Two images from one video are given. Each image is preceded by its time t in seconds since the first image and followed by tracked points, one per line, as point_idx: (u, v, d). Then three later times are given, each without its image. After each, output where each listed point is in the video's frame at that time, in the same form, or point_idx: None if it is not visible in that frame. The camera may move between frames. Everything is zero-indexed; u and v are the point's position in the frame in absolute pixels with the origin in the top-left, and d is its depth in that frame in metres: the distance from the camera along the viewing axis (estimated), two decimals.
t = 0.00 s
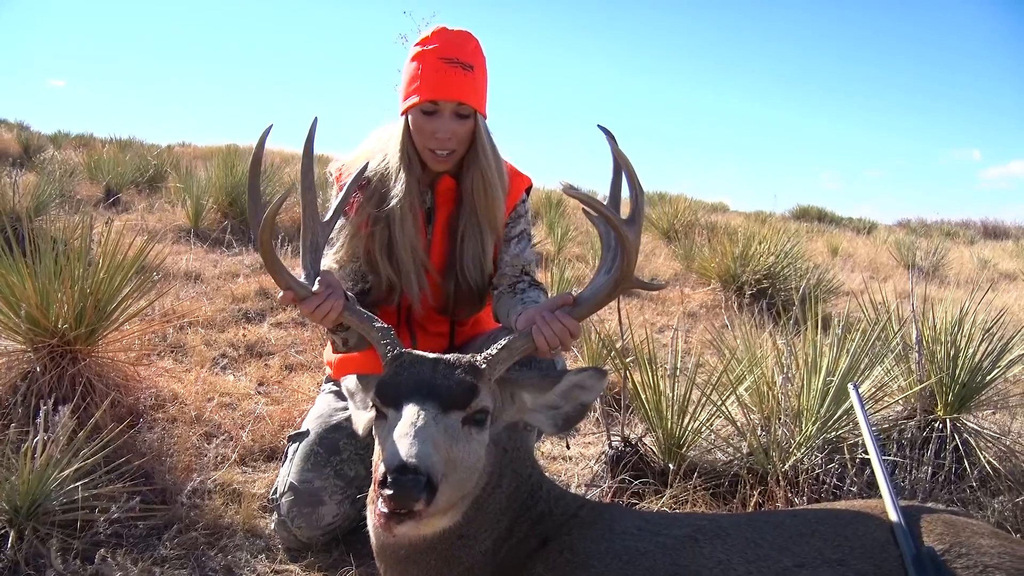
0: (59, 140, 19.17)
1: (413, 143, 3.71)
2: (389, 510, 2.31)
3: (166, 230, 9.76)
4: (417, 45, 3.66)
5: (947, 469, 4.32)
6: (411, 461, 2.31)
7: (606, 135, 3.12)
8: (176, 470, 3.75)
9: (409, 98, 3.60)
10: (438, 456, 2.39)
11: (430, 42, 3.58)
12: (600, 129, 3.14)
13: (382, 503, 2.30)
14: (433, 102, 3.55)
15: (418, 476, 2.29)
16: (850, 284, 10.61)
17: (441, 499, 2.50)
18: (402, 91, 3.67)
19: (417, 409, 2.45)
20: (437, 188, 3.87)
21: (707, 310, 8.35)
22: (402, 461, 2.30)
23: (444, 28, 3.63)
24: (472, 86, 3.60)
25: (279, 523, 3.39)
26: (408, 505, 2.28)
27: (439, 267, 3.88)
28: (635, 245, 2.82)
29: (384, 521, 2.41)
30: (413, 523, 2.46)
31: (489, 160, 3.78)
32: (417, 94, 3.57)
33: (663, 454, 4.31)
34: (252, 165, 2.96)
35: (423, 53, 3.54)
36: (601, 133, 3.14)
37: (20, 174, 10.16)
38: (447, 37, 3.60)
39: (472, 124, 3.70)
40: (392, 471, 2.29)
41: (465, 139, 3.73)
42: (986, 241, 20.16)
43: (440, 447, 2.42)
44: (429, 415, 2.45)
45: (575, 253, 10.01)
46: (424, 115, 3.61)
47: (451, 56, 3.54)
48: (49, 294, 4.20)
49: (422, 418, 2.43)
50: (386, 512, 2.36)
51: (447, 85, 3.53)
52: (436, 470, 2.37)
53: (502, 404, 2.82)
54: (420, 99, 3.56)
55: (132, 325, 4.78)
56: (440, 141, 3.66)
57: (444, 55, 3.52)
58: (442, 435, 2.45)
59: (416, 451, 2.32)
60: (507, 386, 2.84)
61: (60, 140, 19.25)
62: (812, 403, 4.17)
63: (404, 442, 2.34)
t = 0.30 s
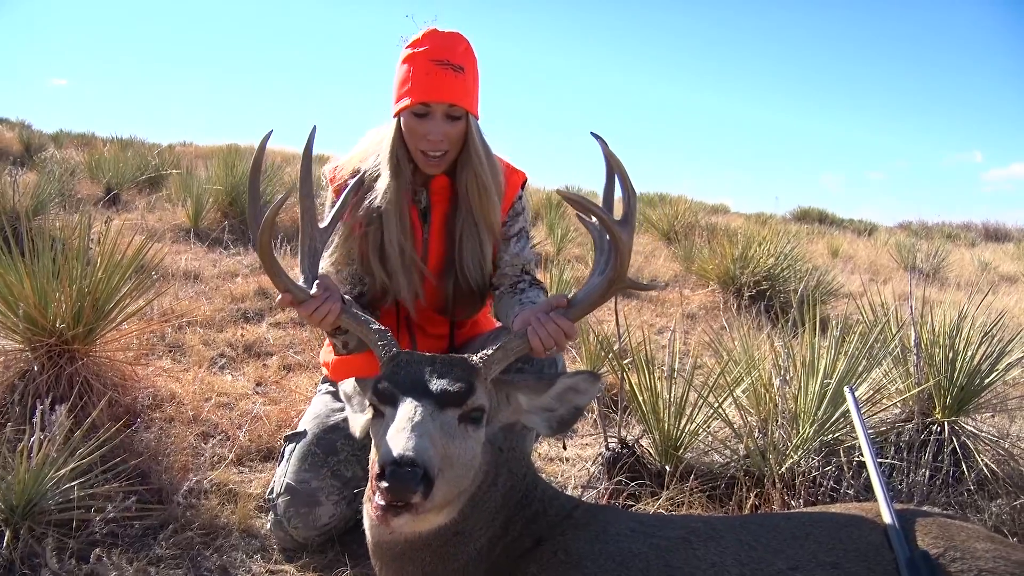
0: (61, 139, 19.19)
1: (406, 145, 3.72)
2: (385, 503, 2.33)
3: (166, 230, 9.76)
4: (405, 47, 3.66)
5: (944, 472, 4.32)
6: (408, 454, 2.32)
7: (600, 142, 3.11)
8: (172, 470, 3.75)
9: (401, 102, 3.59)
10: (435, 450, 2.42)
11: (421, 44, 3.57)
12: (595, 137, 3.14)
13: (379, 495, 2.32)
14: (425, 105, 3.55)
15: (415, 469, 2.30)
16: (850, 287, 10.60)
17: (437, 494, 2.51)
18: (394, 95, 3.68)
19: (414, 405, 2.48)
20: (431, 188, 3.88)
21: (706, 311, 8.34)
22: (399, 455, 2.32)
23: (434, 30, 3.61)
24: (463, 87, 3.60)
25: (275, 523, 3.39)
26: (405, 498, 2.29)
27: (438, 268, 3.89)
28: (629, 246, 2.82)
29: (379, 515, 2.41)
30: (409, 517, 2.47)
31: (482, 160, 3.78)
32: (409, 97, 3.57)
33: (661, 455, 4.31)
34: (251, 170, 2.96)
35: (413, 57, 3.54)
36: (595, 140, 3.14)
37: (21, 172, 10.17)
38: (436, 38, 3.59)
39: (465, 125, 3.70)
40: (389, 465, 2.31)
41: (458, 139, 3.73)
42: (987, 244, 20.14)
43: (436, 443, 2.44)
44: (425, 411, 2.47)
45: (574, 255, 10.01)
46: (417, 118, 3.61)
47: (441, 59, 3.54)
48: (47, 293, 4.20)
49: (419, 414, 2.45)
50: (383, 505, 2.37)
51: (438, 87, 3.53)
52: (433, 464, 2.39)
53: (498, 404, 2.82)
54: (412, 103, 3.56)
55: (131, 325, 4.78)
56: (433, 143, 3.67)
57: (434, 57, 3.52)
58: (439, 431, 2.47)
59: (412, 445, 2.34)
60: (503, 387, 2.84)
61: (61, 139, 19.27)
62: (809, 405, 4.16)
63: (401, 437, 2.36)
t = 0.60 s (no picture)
0: (61, 142, 19.20)
1: (408, 151, 3.70)
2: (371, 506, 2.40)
3: (166, 233, 9.74)
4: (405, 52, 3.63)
5: (946, 471, 4.30)
6: (391, 458, 2.38)
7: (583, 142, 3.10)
8: (172, 473, 3.74)
9: (404, 109, 3.58)
10: (420, 453, 2.46)
11: (420, 51, 3.56)
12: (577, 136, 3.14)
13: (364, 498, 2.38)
14: (429, 111, 3.54)
15: (398, 472, 2.36)
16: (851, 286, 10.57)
17: (427, 497, 2.53)
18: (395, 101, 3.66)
19: (400, 409, 2.52)
20: (430, 193, 3.87)
21: (707, 311, 8.32)
22: (382, 459, 2.38)
23: (431, 36, 3.60)
24: (466, 91, 3.60)
25: (275, 525, 3.39)
26: (389, 501, 2.36)
27: (438, 272, 3.88)
28: (611, 243, 2.83)
29: (366, 517, 2.44)
30: (399, 520, 2.50)
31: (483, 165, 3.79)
32: (411, 104, 3.56)
33: (662, 456, 4.30)
34: (242, 184, 3.05)
35: (414, 63, 3.53)
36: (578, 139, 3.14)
37: (20, 176, 10.15)
38: (436, 43, 3.58)
39: (467, 130, 3.69)
40: (373, 469, 2.37)
41: (460, 145, 3.72)
42: (988, 243, 20.10)
43: (423, 445, 2.48)
44: (412, 415, 2.51)
45: (575, 255, 9.99)
46: (420, 124, 3.59)
47: (443, 64, 3.53)
48: (46, 297, 4.19)
49: (404, 418, 2.49)
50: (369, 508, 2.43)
51: (440, 93, 3.53)
52: (418, 467, 2.44)
53: (491, 406, 2.83)
54: (415, 110, 3.55)
55: (131, 328, 4.78)
56: (436, 149, 3.65)
57: (436, 63, 3.51)
58: (426, 433, 2.50)
59: (396, 449, 2.40)
60: (496, 389, 2.85)
61: (61, 142, 19.26)
62: (809, 405, 4.15)
63: (386, 441, 2.42)
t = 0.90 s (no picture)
0: (59, 142, 19.18)
1: (404, 153, 3.69)
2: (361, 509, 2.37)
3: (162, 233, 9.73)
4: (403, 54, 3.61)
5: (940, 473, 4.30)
6: (380, 460, 2.37)
7: (583, 144, 3.10)
8: (166, 475, 3.74)
9: (400, 111, 3.57)
10: (410, 456, 2.45)
11: (418, 53, 3.54)
12: (576, 138, 3.13)
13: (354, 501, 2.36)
14: (426, 114, 3.53)
15: (387, 474, 2.35)
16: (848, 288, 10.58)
17: (417, 500, 2.53)
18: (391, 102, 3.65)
19: (392, 411, 2.52)
20: (426, 195, 3.86)
21: (704, 313, 8.32)
22: (371, 461, 2.37)
23: (430, 38, 3.58)
24: (463, 96, 3.59)
25: (269, 528, 3.38)
26: (378, 504, 2.33)
27: (432, 274, 3.88)
28: (605, 246, 2.83)
29: (354, 520, 2.43)
30: (388, 523, 2.49)
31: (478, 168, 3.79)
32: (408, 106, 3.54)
33: (657, 459, 4.30)
34: (239, 184, 3.03)
35: (412, 65, 3.51)
36: (577, 141, 3.14)
37: (17, 176, 10.13)
38: (435, 46, 3.56)
39: (463, 133, 3.69)
40: (362, 470, 2.35)
41: (456, 148, 3.72)
42: (985, 245, 20.13)
43: (413, 448, 2.47)
44: (403, 417, 2.51)
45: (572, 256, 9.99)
46: (416, 126, 3.59)
47: (441, 67, 3.52)
48: (40, 298, 4.18)
49: (395, 420, 2.49)
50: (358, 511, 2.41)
51: (438, 97, 3.51)
52: (407, 470, 2.43)
53: (484, 409, 2.83)
54: (412, 113, 3.54)
55: (126, 329, 4.77)
56: (432, 151, 3.65)
57: (434, 66, 3.50)
58: (416, 436, 2.50)
59: (386, 451, 2.39)
60: (489, 392, 2.85)
61: (59, 142, 19.24)
62: (804, 408, 4.15)
63: (376, 443, 2.41)
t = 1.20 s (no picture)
0: (49, 143, 19.09)
1: (396, 156, 3.70)
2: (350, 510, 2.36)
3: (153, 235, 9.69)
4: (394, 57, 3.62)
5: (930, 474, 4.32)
6: (369, 461, 2.37)
7: (575, 148, 3.11)
8: (156, 477, 3.73)
9: (392, 113, 3.57)
10: (400, 457, 2.45)
11: (410, 56, 3.55)
12: (568, 140, 3.13)
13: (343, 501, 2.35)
14: (418, 117, 3.54)
15: (376, 474, 2.34)
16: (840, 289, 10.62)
17: (407, 501, 2.52)
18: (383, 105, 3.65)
19: (382, 412, 2.52)
20: (418, 198, 3.87)
21: (696, 314, 8.35)
22: (361, 461, 2.36)
23: (422, 41, 3.58)
24: (455, 98, 3.59)
25: (259, 530, 3.38)
26: (367, 504, 2.32)
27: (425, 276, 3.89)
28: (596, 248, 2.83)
29: (344, 521, 2.42)
30: (377, 524, 2.48)
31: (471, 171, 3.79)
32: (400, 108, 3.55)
33: (648, 460, 4.31)
34: (231, 186, 3.03)
35: (404, 68, 3.51)
36: (569, 143, 3.14)
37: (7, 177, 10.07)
38: (427, 49, 3.57)
39: (455, 136, 3.70)
40: (351, 471, 2.34)
41: (448, 151, 3.72)
42: (975, 246, 20.24)
43: (402, 449, 2.47)
44: (393, 418, 2.51)
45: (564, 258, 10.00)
46: (408, 130, 3.60)
47: (434, 70, 3.52)
48: (30, 300, 4.17)
49: (384, 421, 2.49)
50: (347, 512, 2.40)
51: (430, 100, 3.52)
52: (396, 471, 2.43)
53: (475, 411, 2.84)
54: (404, 115, 3.54)
55: (116, 331, 4.75)
56: (424, 154, 3.66)
57: (426, 69, 3.50)
58: (405, 437, 2.50)
59: (376, 452, 2.39)
60: (480, 393, 2.85)
61: (50, 143, 19.17)
62: (795, 409, 4.17)
63: (365, 444, 2.41)
